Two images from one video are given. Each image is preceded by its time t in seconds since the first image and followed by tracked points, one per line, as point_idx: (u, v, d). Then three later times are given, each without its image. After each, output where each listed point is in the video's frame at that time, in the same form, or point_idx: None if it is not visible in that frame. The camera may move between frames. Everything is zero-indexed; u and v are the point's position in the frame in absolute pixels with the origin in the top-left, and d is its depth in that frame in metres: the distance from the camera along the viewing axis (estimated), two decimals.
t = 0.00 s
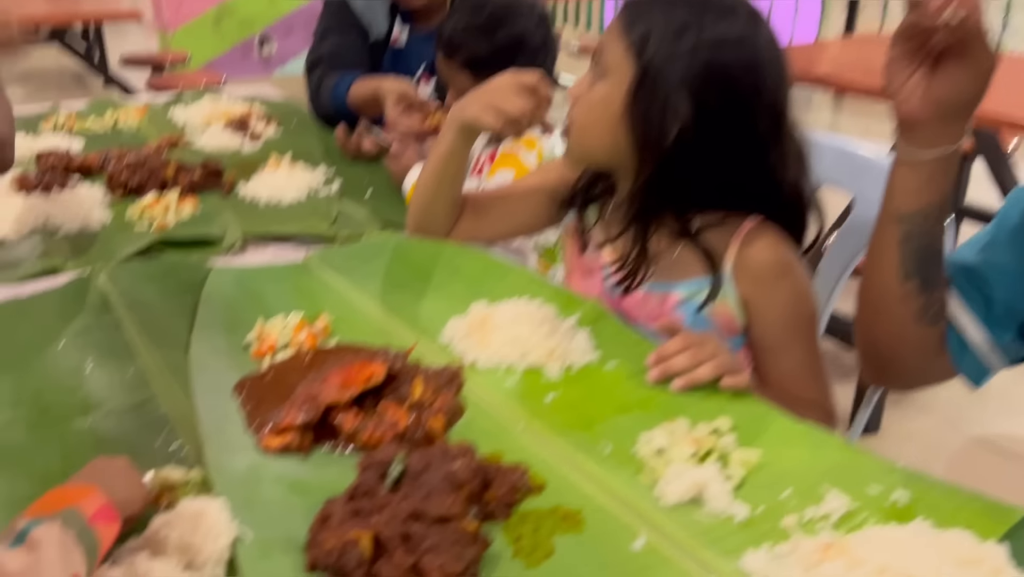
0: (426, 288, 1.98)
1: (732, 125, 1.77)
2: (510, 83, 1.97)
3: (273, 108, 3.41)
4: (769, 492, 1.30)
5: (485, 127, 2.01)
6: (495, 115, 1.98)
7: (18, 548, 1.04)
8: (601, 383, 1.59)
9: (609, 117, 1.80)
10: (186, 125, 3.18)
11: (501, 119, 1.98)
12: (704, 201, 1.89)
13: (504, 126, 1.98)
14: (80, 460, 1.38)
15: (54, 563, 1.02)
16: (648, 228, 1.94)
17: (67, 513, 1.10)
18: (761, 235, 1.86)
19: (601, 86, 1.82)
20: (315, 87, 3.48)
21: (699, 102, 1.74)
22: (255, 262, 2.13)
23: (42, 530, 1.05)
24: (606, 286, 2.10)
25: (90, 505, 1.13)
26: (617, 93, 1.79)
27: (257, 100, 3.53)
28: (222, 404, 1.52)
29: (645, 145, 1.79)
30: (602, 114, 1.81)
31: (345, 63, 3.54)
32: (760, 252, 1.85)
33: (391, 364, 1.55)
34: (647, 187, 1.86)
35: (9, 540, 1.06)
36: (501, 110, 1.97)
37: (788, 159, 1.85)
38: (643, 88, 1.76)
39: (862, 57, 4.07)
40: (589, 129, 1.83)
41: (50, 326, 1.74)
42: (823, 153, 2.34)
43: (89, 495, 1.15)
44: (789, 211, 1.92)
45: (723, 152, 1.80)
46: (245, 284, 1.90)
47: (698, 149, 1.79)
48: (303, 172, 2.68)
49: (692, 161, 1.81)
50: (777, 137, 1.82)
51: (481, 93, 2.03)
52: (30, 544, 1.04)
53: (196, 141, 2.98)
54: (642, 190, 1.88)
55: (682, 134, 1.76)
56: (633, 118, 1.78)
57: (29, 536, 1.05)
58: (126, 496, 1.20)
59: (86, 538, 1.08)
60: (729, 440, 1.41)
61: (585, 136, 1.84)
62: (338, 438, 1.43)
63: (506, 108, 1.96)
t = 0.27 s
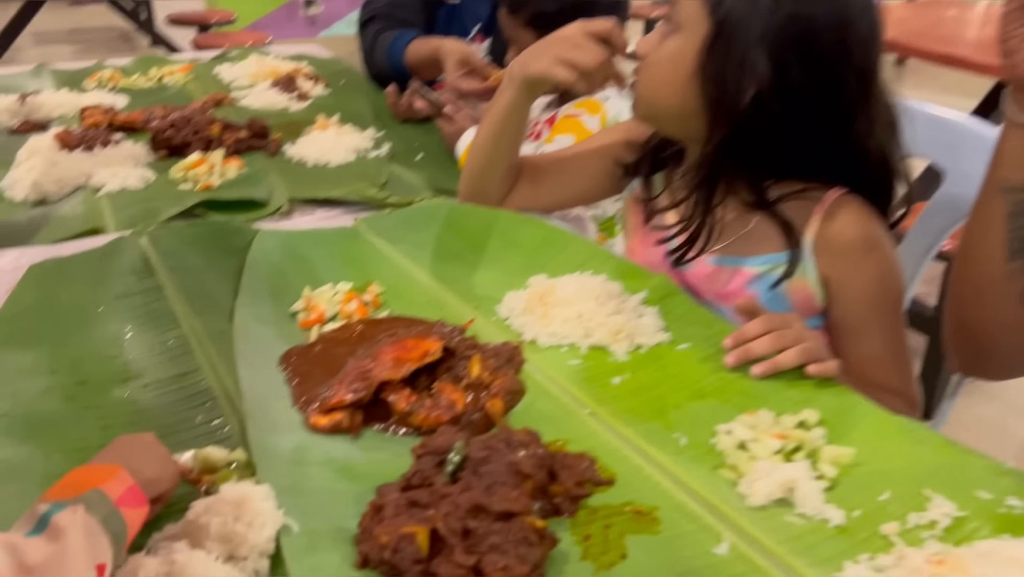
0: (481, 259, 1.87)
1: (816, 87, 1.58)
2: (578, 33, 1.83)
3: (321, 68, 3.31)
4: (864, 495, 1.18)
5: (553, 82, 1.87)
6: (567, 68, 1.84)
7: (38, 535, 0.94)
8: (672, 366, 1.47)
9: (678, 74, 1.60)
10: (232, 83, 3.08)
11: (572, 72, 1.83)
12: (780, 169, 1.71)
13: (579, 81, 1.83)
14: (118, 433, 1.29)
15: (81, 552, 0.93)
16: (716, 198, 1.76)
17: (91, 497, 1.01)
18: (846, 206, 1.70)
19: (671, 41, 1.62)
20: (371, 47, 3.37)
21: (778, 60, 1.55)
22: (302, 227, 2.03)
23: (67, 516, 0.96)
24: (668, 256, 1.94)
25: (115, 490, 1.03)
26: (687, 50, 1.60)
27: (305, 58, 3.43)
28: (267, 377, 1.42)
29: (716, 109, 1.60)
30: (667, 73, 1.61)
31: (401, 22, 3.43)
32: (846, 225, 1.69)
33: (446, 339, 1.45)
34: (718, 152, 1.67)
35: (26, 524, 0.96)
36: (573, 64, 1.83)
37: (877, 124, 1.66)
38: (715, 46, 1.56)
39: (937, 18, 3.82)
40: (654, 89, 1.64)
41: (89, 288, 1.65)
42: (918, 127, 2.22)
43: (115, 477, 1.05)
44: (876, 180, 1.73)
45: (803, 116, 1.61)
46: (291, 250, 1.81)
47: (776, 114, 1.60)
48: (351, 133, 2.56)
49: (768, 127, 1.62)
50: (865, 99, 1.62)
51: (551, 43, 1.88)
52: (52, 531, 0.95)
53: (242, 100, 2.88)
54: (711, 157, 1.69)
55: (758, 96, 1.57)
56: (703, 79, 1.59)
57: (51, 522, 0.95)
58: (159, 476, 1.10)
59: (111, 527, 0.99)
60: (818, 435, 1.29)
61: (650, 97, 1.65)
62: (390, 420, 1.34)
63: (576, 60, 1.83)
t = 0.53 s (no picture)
0: (516, 237, 1.78)
1: (882, 61, 1.46)
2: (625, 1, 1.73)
3: (360, 33, 3.22)
4: (923, 509, 1.08)
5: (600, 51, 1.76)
6: (615, 38, 1.71)
7: (31, 532, 0.88)
8: (714, 360, 1.38)
9: (732, 47, 1.49)
10: (269, 47, 3.01)
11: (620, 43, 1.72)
12: (839, 149, 1.59)
13: (629, 51, 1.71)
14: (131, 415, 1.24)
15: (75, 554, 0.87)
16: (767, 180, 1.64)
17: (85, 490, 0.94)
18: (910, 190, 1.58)
19: (726, 10, 1.50)
20: (418, 14, 3.29)
21: (842, 32, 1.42)
22: (333, 200, 1.97)
23: (61, 512, 0.90)
24: (714, 240, 1.82)
25: (111, 482, 0.97)
26: (743, 19, 1.47)
27: (344, 23, 3.35)
28: (289, 359, 1.36)
29: (772, 83, 1.48)
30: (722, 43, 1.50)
31: None
32: (910, 210, 1.56)
33: (476, 326, 1.37)
34: (772, 131, 1.55)
35: (19, 516, 0.90)
36: (619, 34, 1.71)
37: (946, 101, 1.54)
38: (774, 15, 1.43)
39: None
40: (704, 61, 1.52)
41: (109, 259, 1.60)
42: (991, 104, 2.06)
43: (111, 467, 0.99)
44: (944, 162, 1.61)
45: (867, 91, 1.49)
46: (321, 226, 1.74)
47: (837, 90, 1.48)
48: (388, 101, 2.48)
49: (829, 103, 1.50)
50: (935, 75, 1.49)
51: (599, 11, 1.77)
52: (45, 528, 0.89)
53: (279, 65, 2.81)
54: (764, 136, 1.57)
55: (819, 70, 1.44)
56: (760, 50, 1.47)
57: (44, 518, 0.89)
58: (159, 464, 1.06)
59: (107, 521, 0.93)
60: (874, 440, 1.19)
61: (700, 69, 1.53)
62: (414, 409, 1.27)
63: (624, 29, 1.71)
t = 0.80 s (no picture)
0: (559, 223, 1.72)
1: (957, 48, 1.35)
2: None
3: (406, 3, 3.15)
4: (987, 537, 1.01)
5: (654, 31, 1.69)
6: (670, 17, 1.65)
7: (32, 510, 0.80)
8: (763, 363, 1.31)
9: (794, 30, 1.40)
10: (314, 17, 2.96)
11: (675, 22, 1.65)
12: (906, 139, 1.50)
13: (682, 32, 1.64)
14: (159, 405, 1.21)
15: (79, 535, 0.81)
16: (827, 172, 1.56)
17: (85, 464, 0.87)
18: (981, 184, 1.47)
19: None
20: None
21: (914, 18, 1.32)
22: (373, 180, 1.92)
23: (65, 488, 0.82)
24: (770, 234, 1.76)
25: (108, 455, 0.90)
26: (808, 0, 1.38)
27: None
28: (321, 350, 1.33)
29: (836, 70, 1.39)
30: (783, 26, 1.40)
31: None
32: (978, 205, 1.46)
33: (514, 322, 1.32)
34: (835, 120, 1.47)
35: (11, 491, 0.82)
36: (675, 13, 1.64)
37: None
38: None
39: None
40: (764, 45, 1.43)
41: (144, 238, 1.57)
42: None
43: (107, 439, 0.92)
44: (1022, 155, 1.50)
45: (938, 80, 1.40)
46: (359, 208, 1.69)
47: (906, 79, 1.39)
48: (432, 76, 2.42)
49: (897, 92, 1.41)
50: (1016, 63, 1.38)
51: None
52: (48, 507, 0.81)
53: (323, 36, 2.76)
54: (826, 124, 1.49)
55: (887, 57, 1.34)
56: (824, 34, 1.38)
57: (47, 495, 0.81)
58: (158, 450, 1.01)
59: (108, 497, 0.87)
60: (934, 457, 1.11)
61: (759, 53, 1.45)
62: (448, 408, 1.24)
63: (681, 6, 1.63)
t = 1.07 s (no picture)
0: (604, 203, 1.67)
1: None
2: None
3: None
4: None
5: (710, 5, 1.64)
6: None
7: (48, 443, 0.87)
8: (816, 354, 1.26)
9: (861, 5, 1.32)
10: None
11: None
12: (974, 121, 1.42)
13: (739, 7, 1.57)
14: (196, 385, 1.19)
15: (100, 454, 0.89)
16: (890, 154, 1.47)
17: (75, 400, 0.92)
18: None
19: None
20: None
21: None
22: (414, 154, 1.88)
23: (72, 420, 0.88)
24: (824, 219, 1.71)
25: (93, 391, 0.95)
26: None
27: None
28: (360, 331, 1.30)
29: (904, 48, 1.31)
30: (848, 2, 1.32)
31: None
32: None
33: (557, 307, 1.28)
34: (901, 102, 1.37)
35: (19, 434, 0.87)
36: None
37: None
38: None
39: None
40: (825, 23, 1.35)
41: (183, 212, 1.55)
42: None
43: (84, 378, 0.95)
44: None
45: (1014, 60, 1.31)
46: (399, 183, 1.66)
47: (981, 60, 1.30)
48: (476, 47, 2.37)
49: (971, 74, 1.32)
50: None
51: None
52: (62, 437, 0.87)
53: (365, 5, 2.71)
54: (889, 107, 1.40)
55: (961, 33, 1.27)
56: (893, 9, 1.30)
57: (56, 428, 0.88)
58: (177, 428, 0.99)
59: (104, 426, 0.93)
60: (998, 460, 1.05)
61: (821, 31, 1.36)
62: (488, 394, 1.20)
63: None
